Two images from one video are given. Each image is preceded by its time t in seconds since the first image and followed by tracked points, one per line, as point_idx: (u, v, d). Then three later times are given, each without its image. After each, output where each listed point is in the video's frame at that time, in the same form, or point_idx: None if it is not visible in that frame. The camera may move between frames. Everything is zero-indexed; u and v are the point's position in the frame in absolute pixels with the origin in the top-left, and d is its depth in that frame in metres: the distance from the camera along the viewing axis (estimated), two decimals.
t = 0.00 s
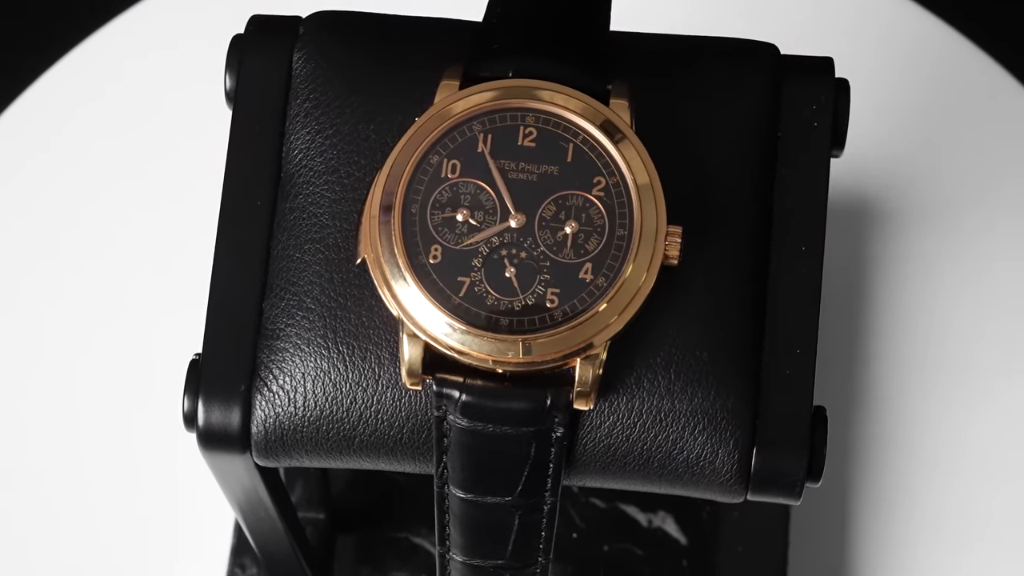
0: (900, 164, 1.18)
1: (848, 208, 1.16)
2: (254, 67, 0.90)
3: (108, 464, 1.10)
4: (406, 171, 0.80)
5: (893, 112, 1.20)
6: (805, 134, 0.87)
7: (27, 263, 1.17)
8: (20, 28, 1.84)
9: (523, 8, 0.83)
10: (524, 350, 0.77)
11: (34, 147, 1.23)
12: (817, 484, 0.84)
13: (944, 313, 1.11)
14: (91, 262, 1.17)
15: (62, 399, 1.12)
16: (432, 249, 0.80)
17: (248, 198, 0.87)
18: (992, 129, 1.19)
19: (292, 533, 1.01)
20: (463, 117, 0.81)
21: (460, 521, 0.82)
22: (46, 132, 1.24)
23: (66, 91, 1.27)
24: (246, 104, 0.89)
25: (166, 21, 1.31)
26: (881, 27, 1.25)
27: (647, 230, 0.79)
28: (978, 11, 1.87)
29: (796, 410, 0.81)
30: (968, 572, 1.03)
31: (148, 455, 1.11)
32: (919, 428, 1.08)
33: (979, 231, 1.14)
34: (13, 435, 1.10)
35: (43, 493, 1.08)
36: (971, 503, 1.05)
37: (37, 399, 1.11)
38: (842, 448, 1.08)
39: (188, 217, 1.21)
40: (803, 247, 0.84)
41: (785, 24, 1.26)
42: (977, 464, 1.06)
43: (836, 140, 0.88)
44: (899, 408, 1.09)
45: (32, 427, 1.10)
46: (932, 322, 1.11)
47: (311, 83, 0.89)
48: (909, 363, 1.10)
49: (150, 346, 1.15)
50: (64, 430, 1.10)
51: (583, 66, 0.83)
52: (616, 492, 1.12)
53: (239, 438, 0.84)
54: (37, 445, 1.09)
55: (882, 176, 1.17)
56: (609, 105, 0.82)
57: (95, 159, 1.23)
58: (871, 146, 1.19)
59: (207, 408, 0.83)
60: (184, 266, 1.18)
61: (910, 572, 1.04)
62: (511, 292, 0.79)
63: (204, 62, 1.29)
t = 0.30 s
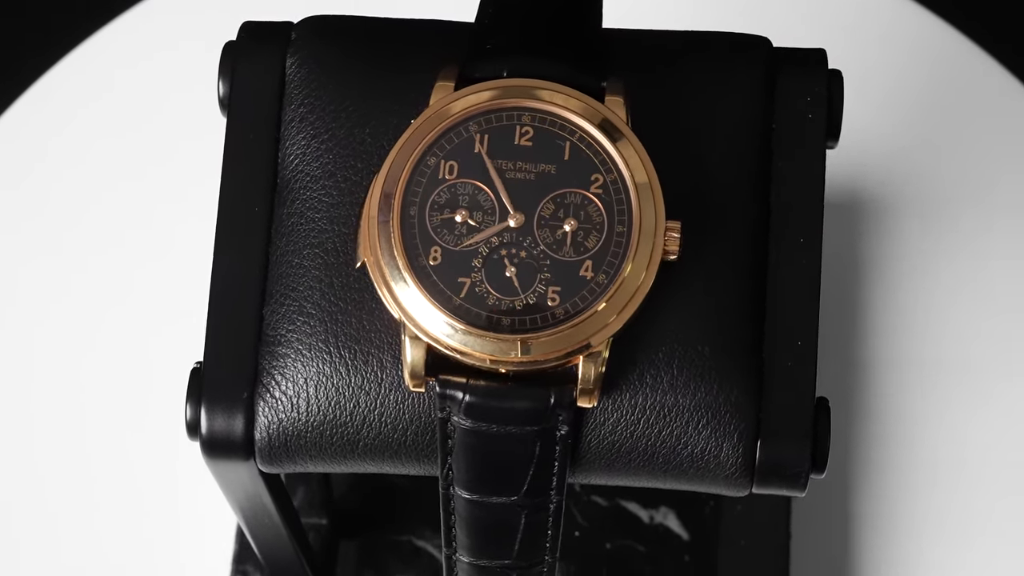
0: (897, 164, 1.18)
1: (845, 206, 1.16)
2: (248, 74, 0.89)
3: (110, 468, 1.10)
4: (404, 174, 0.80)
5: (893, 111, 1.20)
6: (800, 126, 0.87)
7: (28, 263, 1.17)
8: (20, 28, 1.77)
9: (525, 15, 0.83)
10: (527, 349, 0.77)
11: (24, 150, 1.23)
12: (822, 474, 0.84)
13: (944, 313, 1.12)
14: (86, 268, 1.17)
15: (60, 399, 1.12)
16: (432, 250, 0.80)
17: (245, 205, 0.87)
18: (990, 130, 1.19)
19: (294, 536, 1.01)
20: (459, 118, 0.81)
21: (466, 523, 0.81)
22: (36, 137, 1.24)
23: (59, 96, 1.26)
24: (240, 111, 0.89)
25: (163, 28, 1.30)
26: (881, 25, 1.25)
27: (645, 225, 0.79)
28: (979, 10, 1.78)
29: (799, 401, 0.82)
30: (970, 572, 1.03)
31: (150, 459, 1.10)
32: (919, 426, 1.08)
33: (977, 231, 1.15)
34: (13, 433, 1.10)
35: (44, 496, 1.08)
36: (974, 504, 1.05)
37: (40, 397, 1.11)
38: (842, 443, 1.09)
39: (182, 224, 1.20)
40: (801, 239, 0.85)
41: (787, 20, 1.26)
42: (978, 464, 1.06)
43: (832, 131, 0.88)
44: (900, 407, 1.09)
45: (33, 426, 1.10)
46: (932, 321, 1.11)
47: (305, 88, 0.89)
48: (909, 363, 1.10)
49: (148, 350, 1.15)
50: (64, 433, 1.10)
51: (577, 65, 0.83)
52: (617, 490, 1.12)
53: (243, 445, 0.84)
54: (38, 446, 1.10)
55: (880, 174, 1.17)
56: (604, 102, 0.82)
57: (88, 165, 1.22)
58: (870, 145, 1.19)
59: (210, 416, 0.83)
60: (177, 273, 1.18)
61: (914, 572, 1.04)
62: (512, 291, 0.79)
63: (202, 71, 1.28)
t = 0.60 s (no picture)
0: (895, 164, 1.18)
1: (842, 207, 1.17)
2: (241, 80, 0.89)
3: (110, 472, 1.10)
4: (401, 177, 0.80)
5: (894, 111, 1.20)
6: (795, 119, 0.87)
7: (27, 263, 1.17)
8: (20, 28, 1.75)
9: (525, 23, 0.83)
10: (530, 348, 0.77)
11: (14, 153, 1.23)
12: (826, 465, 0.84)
13: (945, 313, 1.12)
14: (81, 273, 1.17)
15: (59, 399, 1.12)
16: (432, 253, 0.80)
17: (242, 212, 0.87)
18: (990, 130, 1.18)
19: (297, 538, 1.01)
20: (455, 119, 0.81)
21: (472, 524, 0.81)
22: (26, 140, 1.24)
23: (52, 101, 1.26)
24: (234, 117, 0.89)
25: (161, 36, 1.30)
26: (882, 24, 1.25)
27: (644, 223, 0.79)
28: (982, 9, 1.75)
29: (801, 393, 0.82)
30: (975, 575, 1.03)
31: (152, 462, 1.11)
32: (920, 426, 1.09)
33: (975, 230, 1.14)
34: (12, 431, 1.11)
35: (45, 498, 1.08)
36: (978, 507, 1.05)
37: (38, 395, 1.12)
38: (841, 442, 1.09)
39: (175, 231, 1.20)
40: (799, 232, 0.85)
41: (787, 18, 1.26)
42: (980, 464, 1.06)
43: (826, 122, 0.88)
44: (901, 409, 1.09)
45: (32, 424, 1.11)
46: (932, 321, 1.12)
47: (299, 93, 0.89)
48: (911, 364, 1.10)
49: (145, 354, 1.15)
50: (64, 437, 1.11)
51: (571, 62, 0.83)
52: (617, 488, 1.13)
53: (246, 452, 0.84)
54: (38, 446, 1.10)
55: (878, 175, 1.18)
56: (599, 100, 0.82)
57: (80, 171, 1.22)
58: (870, 145, 1.19)
59: (214, 424, 0.83)
60: (170, 278, 1.18)
61: (915, 568, 1.04)
62: (513, 291, 0.79)
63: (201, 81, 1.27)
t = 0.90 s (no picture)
0: (892, 161, 1.18)
1: (839, 204, 1.17)
2: (234, 87, 0.89)
3: (110, 479, 1.11)
4: (399, 180, 0.80)
5: (891, 108, 1.20)
6: (789, 111, 0.88)
7: (19, 270, 1.18)
8: (20, 31, 1.75)
9: (519, 23, 0.83)
10: (532, 347, 0.77)
11: (7, 161, 1.23)
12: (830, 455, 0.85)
13: (945, 310, 1.12)
14: (76, 282, 1.18)
15: (58, 403, 1.13)
16: (431, 255, 0.79)
17: (239, 219, 0.86)
18: (989, 127, 1.18)
19: (301, 543, 1.01)
20: (451, 121, 0.81)
21: (478, 524, 0.81)
22: (18, 152, 1.24)
23: (45, 109, 1.26)
24: (227, 124, 0.88)
25: (157, 45, 1.30)
26: (880, 23, 1.25)
27: (642, 220, 0.79)
28: (991, 11, 1.73)
29: (804, 384, 0.82)
30: None
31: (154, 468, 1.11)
32: (921, 421, 1.09)
33: (972, 226, 1.15)
34: (9, 434, 1.11)
35: (45, 503, 1.09)
36: (982, 507, 1.05)
37: (37, 397, 1.13)
38: (842, 439, 1.10)
39: (162, 243, 1.20)
40: (797, 223, 0.85)
41: (783, 14, 1.26)
42: (983, 463, 1.07)
43: (820, 113, 0.89)
44: (903, 407, 1.10)
45: (30, 427, 1.12)
46: (931, 318, 1.12)
47: (293, 99, 0.88)
48: (912, 362, 1.10)
49: (138, 362, 1.15)
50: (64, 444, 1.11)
51: (565, 60, 0.83)
52: (617, 484, 1.13)
53: (251, 459, 0.84)
54: (37, 453, 1.11)
55: (875, 174, 1.18)
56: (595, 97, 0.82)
57: (74, 180, 1.22)
58: (868, 142, 1.19)
59: (217, 432, 0.83)
60: (163, 285, 1.18)
61: (916, 561, 1.05)
62: (514, 290, 0.79)
63: (197, 90, 1.27)
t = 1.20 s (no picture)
0: (889, 158, 1.19)
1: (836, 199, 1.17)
2: (228, 93, 0.89)
3: (113, 482, 1.11)
4: (397, 182, 0.80)
5: (889, 105, 1.21)
6: (783, 103, 0.88)
7: (15, 272, 1.18)
8: (20, 32, 1.75)
9: (515, 23, 0.83)
10: (535, 346, 0.77)
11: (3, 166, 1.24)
12: (834, 446, 0.85)
13: (944, 305, 1.12)
14: (74, 288, 1.18)
15: (59, 403, 1.13)
16: (431, 256, 0.79)
17: (237, 226, 0.86)
18: (986, 124, 1.18)
19: (305, 549, 1.01)
20: (448, 122, 0.81)
21: (484, 525, 0.81)
22: (15, 154, 1.24)
23: (40, 116, 1.26)
24: (222, 131, 0.88)
25: (154, 53, 1.30)
26: (877, 20, 1.25)
27: (641, 216, 0.79)
28: (992, 12, 1.73)
29: (806, 375, 0.82)
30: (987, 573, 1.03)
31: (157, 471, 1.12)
32: (922, 417, 1.09)
33: (972, 224, 1.15)
34: (10, 434, 1.12)
35: (47, 503, 1.10)
36: (985, 504, 1.05)
37: (39, 395, 1.13)
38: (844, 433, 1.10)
39: (155, 253, 1.20)
40: (794, 215, 0.85)
41: (780, 9, 1.26)
42: (985, 459, 1.07)
43: (814, 105, 0.89)
44: (905, 402, 1.10)
45: (29, 428, 1.12)
46: (931, 314, 1.12)
47: (287, 104, 0.88)
48: (912, 358, 1.11)
49: (136, 369, 1.15)
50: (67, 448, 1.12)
51: (559, 59, 0.83)
52: (617, 482, 1.13)
53: (254, 466, 0.84)
54: (37, 454, 1.11)
55: (871, 172, 1.18)
56: (590, 94, 0.82)
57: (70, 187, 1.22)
58: (864, 140, 1.19)
59: (220, 439, 0.83)
60: (156, 290, 1.18)
61: (916, 556, 1.05)
62: (515, 290, 0.79)
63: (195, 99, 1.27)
